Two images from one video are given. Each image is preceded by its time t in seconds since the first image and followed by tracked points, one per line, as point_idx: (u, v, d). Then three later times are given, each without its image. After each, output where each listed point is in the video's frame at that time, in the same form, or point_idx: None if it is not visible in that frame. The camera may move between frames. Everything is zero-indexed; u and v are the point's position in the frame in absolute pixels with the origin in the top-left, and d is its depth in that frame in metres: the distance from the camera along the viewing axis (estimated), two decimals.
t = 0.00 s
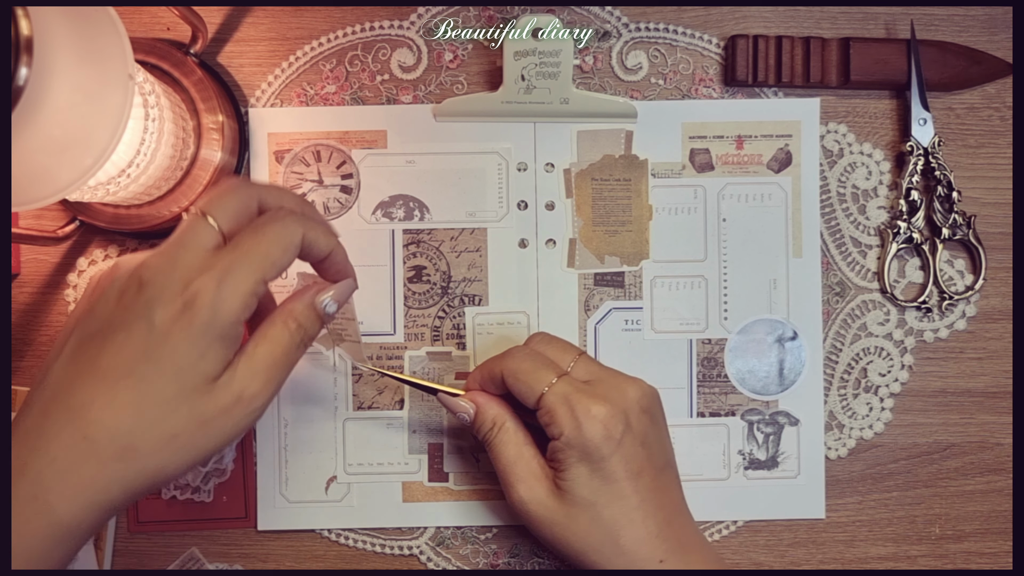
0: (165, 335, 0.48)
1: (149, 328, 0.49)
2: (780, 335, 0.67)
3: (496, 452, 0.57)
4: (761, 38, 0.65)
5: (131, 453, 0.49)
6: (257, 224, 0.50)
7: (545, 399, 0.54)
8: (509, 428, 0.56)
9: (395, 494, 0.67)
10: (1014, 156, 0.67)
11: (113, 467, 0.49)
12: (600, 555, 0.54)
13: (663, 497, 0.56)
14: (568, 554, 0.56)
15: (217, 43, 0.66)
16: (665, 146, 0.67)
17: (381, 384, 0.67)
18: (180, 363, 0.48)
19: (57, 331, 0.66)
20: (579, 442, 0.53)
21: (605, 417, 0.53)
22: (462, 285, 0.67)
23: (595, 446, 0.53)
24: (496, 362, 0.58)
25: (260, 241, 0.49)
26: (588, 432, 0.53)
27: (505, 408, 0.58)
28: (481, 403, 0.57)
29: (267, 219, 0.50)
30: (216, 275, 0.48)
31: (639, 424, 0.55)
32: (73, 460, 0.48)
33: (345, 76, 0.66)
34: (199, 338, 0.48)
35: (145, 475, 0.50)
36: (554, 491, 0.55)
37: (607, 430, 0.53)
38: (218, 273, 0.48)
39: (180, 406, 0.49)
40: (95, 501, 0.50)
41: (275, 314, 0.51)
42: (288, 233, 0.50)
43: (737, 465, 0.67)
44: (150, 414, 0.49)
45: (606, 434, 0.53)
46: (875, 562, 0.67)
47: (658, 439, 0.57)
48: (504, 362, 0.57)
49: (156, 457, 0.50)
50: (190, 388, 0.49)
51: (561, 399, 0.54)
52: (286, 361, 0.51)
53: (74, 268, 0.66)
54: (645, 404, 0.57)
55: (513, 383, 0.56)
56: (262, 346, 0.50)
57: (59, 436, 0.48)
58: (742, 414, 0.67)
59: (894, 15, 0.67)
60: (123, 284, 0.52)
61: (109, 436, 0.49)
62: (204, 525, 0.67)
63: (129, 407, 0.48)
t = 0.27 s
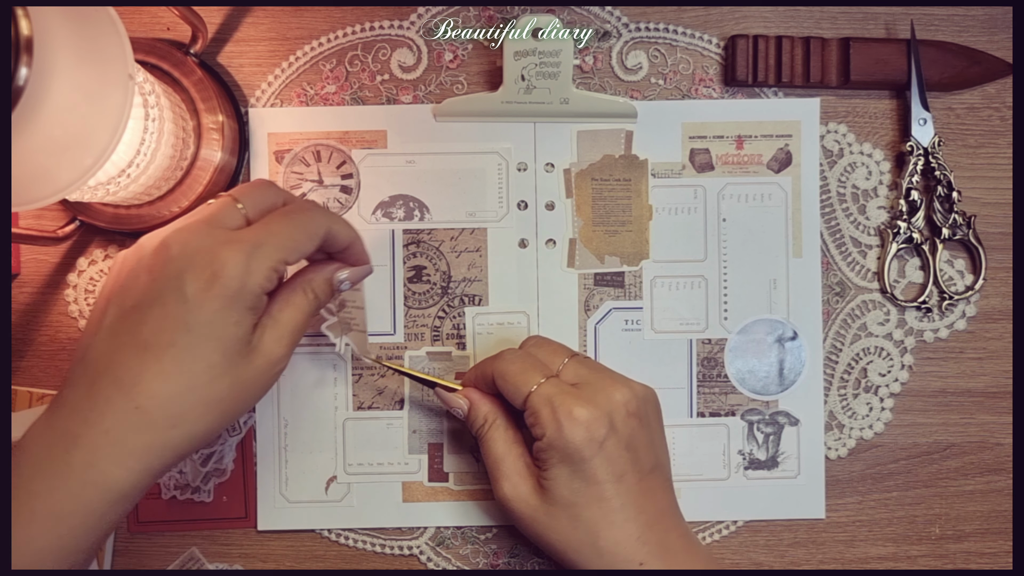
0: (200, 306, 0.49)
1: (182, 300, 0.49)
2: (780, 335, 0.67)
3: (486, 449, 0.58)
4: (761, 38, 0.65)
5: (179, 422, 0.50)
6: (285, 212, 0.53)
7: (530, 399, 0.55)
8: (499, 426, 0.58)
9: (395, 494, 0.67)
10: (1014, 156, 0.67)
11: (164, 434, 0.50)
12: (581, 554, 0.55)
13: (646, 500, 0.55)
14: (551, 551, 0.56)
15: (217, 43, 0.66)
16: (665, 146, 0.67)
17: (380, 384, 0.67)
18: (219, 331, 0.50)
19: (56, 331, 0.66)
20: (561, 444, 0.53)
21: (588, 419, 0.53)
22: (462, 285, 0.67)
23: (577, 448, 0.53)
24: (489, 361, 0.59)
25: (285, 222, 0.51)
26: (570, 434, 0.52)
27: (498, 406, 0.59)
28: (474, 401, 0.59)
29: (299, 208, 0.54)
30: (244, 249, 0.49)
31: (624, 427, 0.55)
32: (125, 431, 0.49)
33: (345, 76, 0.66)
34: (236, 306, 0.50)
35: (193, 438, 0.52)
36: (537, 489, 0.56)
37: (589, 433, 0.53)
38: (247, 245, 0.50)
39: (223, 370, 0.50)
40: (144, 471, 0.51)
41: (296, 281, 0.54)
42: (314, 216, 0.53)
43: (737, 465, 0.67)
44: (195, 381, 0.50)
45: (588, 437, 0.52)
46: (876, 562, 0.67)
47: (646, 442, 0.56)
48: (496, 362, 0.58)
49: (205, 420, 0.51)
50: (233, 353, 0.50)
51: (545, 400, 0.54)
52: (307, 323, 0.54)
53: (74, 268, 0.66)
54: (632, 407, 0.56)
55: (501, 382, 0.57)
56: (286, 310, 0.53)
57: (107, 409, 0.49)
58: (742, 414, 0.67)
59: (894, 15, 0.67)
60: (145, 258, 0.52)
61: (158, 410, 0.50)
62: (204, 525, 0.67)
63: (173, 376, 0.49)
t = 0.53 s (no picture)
0: (223, 282, 0.53)
1: (206, 278, 0.53)
2: (780, 335, 0.67)
3: (484, 438, 0.59)
4: (761, 38, 0.65)
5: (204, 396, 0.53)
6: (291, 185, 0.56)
7: (526, 389, 0.55)
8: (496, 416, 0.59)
9: (395, 494, 0.67)
10: (1014, 156, 0.67)
11: (192, 406, 0.53)
12: (570, 548, 0.55)
13: (638, 497, 0.55)
14: (541, 543, 0.57)
15: (217, 43, 0.66)
16: (665, 146, 0.67)
17: (380, 384, 0.67)
18: (242, 306, 0.53)
19: (57, 331, 0.66)
20: (552, 436, 0.53)
21: (582, 414, 0.54)
22: (462, 285, 0.67)
23: (569, 441, 0.53)
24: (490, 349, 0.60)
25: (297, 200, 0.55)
26: (562, 427, 0.53)
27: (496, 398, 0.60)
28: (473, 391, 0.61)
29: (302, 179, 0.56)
30: (262, 226, 0.53)
31: (616, 422, 0.55)
32: (154, 403, 0.52)
33: (345, 76, 0.66)
34: (258, 281, 0.53)
35: (218, 411, 0.54)
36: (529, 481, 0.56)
37: (581, 428, 0.53)
38: (264, 223, 0.53)
39: (246, 344, 0.54)
40: (171, 444, 0.53)
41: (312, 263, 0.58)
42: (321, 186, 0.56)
43: (737, 465, 0.67)
44: (220, 354, 0.53)
45: (581, 431, 0.53)
46: (875, 562, 0.67)
47: (639, 439, 0.57)
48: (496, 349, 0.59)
49: (230, 392, 0.54)
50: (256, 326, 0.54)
51: (542, 391, 0.55)
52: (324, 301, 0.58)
53: (74, 268, 0.66)
54: (625, 403, 0.56)
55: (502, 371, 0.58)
56: (302, 288, 0.56)
57: (137, 383, 0.52)
58: (742, 414, 0.67)
59: (894, 15, 0.67)
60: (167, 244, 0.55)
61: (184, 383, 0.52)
62: (204, 525, 0.67)
63: (199, 350, 0.52)
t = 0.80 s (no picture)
0: (252, 270, 0.53)
1: (235, 266, 0.53)
2: (780, 335, 0.67)
3: (484, 431, 0.59)
4: (761, 38, 0.65)
5: (233, 381, 0.54)
6: (316, 169, 0.56)
7: (522, 385, 0.55)
8: (496, 410, 0.59)
9: (395, 494, 0.67)
10: (1014, 156, 0.67)
11: (218, 391, 0.54)
12: (564, 543, 0.56)
13: (632, 495, 0.56)
14: (537, 536, 0.57)
15: (217, 43, 0.66)
16: (665, 146, 0.67)
17: (381, 384, 0.67)
18: (268, 295, 0.53)
19: (56, 331, 0.66)
20: (546, 434, 0.54)
21: (576, 412, 0.53)
22: (462, 285, 0.67)
23: (562, 439, 0.53)
24: (489, 342, 0.60)
25: (322, 185, 0.55)
26: (556, 425, 0.53)
27: (499, 391, 0.61)
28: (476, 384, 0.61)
29: (323, 160, 0.56)
30: (290, 218, 0.54)
31: (611, 420, 0.55)
32: (183, 384, 0.53)
33: (345, 76, 0.66)
34: (286, 270, 0.54)
35: (242, 397, 0.56)
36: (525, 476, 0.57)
37: (575, 426, 0.53)
38: (292, 214, 0.54)
39: (271, 333, 0.55)
40: (196, 427, 0.54)
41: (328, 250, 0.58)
42: (345, 173, 0.56)
43: (737, 465, 0.67)
44: (247, 341, 0.54)
45: (575, 429, 0.53)
46: (875, 562, 0.67)
47: (634, 437, 0.57)
48: (495, 342, 0.59)
49: (255, 379, 0.55)
50: (282, 314, 0.54)
51: (537, 389, 0.55)
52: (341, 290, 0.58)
53: (74, 268, 0.66)
54: (621, 401, 0.56)
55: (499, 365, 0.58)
56: (320, 277, 0.57)
57: (168, 365, 0.53)
58: (742, 414, 0.67)
59: (894, 15, 0.67)
60: (198, 228, 0.56)
61: (213, 368, 0.53)
62: (204, 525, 0.67)
63: (228, 336, 0.53)
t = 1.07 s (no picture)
0: (255, 257, 0.53)
1: (238, 254, 0.54)
2: (779, 335, 0.67)
3: (482, 427, 0.59)
4: (761, 38, 0.65)
5: (238, 368, 0.55)
6: (311, 152, 0.56)
7: (518, 381, 0.56)
8: (495, 406, 0.59)
9: (395, 494, 0.67)
10: (1014, 156, 0.67)
11: (225, 378, 0.55)
12: (560, 540, 0.56)
13: (628, 493, 0.56)
14: (533, 533, 0.57)
15: (217, 43, 0.66)
16: (665, 146, 0.67)
17: (381, 384, 0.67)
18: (271, 282, 0.54)
19: (56, 331, 0.66)
20: (541, 431, 0.54)
21: (571, 409, 0.53)
22: (462, 285, 0.67)
23: (557, 436, 0.53)
24: (489, 338, 0.60)
25: (318, 168, 0.55)
26: (551, 421, 0.53)
27: (497, 388, 0.60)
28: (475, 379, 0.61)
29: (319, 143, 0.56)
30: (289, 203, 0.54)
31: (606, 417, 0.55)
32: (190, 371, 0.53)
33: (345, 76, 0.66)
34: (287, 257, 0.54)
35: (248, 384, 0.56)
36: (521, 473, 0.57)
37: (570, 423, 0.53)
38: (291, 199, 0.54)
39: (276, 320, 0.55)
40: (200, 416, 0.55)
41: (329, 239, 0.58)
42: (341, 156, 0.57)
43: (737, 465, 0.67)
44: (252, 328, 0.54)
45: (569, 426, 0.53)
46: (875, 562, 0.67)
47: (630, 434, 0.57)
48: (495, 338, 0.59)
49: (261, 365, 0.55)
50: (285, 300, 0.55)
51: (532, 385, 0.55)
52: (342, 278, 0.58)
53: (74, 268, 0.66)
54: (615, 399, 0.56)
55: (497, 360, 0.58)
56: (323, 265, 0.57)
57: (175, 351, 0.53)
58: (742, 414, 0.67)
59: (894, 15, 0.67)
60: (202, 218, 0.56)
61: (219, 354, 0.54)
62: (204, 525, 0.67)
63: (233, 323, 0.54)
